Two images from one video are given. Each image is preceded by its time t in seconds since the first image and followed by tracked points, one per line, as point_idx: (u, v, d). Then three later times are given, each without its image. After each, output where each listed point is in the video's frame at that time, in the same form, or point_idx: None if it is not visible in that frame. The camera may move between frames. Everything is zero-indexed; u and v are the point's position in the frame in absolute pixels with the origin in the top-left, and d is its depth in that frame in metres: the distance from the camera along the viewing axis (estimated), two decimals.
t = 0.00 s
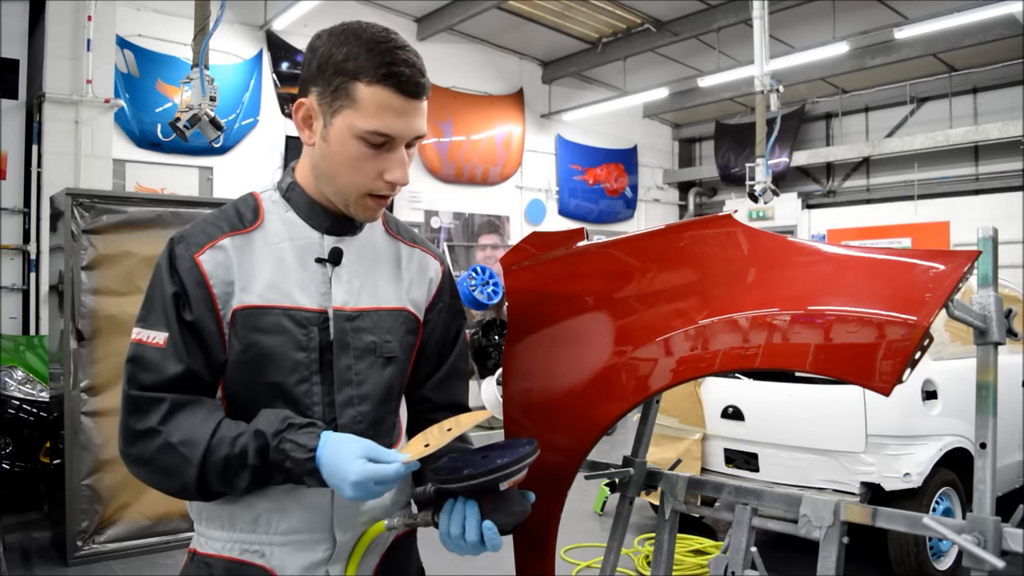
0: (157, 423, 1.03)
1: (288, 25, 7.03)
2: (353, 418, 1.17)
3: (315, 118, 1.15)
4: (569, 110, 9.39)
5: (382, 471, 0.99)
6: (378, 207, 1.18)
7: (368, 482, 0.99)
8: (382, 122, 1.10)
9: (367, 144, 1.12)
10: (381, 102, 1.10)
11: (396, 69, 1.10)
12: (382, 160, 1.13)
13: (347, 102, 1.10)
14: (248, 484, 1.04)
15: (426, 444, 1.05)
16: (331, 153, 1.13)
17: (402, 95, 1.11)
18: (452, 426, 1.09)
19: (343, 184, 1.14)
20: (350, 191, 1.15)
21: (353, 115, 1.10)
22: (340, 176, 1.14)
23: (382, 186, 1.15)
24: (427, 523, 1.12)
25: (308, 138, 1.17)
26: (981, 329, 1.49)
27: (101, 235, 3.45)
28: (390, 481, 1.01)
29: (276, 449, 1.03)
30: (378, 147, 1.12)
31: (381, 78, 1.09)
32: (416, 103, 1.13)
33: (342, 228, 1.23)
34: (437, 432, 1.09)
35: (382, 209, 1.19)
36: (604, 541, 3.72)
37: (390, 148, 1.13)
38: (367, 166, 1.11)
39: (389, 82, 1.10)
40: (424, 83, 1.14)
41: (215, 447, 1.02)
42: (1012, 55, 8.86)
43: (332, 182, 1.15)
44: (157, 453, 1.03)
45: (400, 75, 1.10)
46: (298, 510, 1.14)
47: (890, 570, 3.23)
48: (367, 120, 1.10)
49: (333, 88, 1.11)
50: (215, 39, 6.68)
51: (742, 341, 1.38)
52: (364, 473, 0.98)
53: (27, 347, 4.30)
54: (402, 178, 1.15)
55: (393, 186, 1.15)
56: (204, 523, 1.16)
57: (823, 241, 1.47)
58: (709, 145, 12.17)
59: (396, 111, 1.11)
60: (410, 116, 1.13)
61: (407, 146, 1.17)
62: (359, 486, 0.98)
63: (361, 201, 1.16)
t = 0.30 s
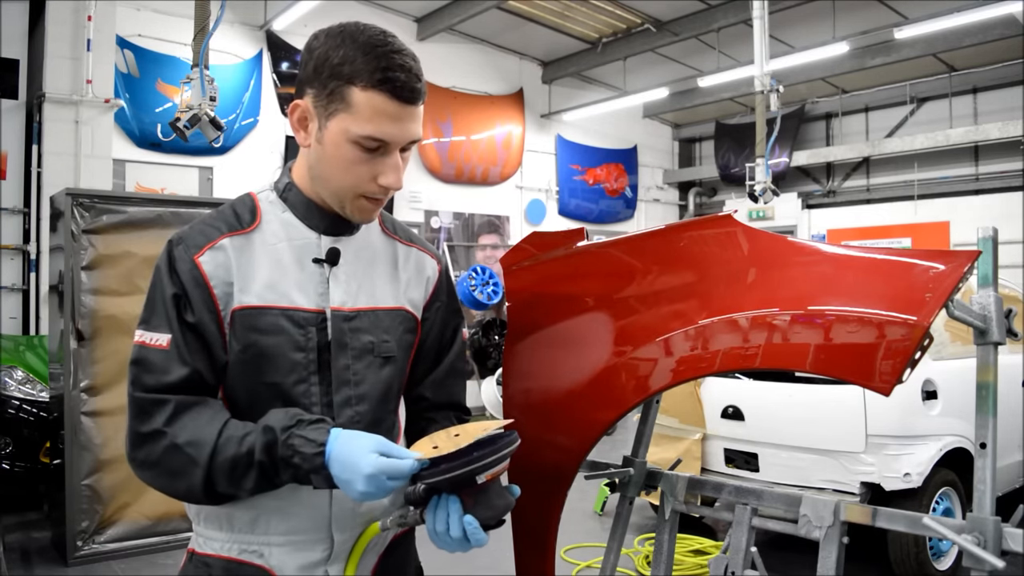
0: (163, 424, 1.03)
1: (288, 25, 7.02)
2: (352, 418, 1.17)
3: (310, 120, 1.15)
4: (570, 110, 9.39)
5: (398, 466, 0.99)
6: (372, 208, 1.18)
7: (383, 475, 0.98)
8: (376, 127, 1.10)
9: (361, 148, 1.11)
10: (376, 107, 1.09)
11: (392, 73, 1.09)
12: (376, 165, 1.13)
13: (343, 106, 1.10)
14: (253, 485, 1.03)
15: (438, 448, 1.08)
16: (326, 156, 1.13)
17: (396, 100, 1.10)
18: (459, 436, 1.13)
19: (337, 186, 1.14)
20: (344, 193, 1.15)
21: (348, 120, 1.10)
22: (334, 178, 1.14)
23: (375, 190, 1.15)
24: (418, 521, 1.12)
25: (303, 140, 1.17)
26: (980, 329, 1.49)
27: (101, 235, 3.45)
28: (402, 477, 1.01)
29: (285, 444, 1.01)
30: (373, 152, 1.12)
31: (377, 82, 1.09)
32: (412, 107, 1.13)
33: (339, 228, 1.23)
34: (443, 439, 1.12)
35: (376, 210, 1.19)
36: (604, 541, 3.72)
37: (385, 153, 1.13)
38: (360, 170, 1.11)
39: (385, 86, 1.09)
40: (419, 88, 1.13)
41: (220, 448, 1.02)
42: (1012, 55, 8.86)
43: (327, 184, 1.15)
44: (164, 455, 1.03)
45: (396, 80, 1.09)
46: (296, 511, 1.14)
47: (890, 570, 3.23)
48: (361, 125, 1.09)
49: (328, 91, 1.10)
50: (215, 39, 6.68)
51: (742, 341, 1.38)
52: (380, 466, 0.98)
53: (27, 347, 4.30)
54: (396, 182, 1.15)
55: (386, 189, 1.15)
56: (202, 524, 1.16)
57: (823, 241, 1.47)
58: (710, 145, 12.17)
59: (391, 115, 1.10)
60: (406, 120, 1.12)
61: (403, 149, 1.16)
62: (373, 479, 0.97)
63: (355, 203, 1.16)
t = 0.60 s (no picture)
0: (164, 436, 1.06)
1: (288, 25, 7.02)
2: (354, 416, 1.17)
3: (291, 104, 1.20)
4: (570, 110, 9.39)
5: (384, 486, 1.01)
6: (350, 188, 1.16)
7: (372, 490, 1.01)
8: (343, 98, 1.11)
9: (332, 124, 1.13)
10: (343, 79, 1.11)
11: (357, 46, 1.11)
12: (348, 140, 1.14)
13: (313, 83, 1.13)
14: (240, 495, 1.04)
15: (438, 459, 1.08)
16: (301, 135, 1.15)
17: (362, 71, 1.11)
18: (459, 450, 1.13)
19: (313, 165, 1.15)
20: (319, 171, 1.15)
21: (318, 95, 1.13)
22: (309, 157, 1.15)
23: (349, 167, 1.14)
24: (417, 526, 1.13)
25: (287, 126, 1.22)
26: (981, 329, 1.49)
27: (101, 235, 3.45)
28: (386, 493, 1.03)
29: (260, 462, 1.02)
30: (344, 127, 1.14)
31: (343, 55, 1.11)
32: (384, 82, 1.13)
33: (337, 225, 1.23)
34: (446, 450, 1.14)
35: (356, 190, 1.17)
36: (603, 541, 3.72)
37: (356, 127, 1.14)
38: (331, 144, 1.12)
39: (351, 59, 1.11)
40: (390, 63, 1.14)
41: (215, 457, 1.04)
42: (1012, 55, 8.85)
43: (304, 163, 1.17)
44: (176, 463, 1.05)
45: (362, 52, 1.11)
46: (308, 514, 1.13)
47: (889, 570, 3.23)
48: (329, 99, 1.11)
49: (301, 71, 1.15)
50: (216, 40, 6.68)
51: (742, 341, 1.38)
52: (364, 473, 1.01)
53: (27, 346, 4.29)
54: (369, 157, 1.14)
55: (360, 166, 1.15)
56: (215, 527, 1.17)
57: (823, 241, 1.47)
58: (710, 145, 12.17)
59: (358, 88, 1.11)
60: (376, 93, 1.13)
61: (379, 127, 1.16)
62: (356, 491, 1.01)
63: (332, 182, 1.16)
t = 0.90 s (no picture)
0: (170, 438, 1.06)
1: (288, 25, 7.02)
2: (353, 417, 1.17)
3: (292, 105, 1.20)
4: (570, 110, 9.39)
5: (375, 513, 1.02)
6: (350, 190, 1.17)
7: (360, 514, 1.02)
8: (345, 100, 1.11)
9: (333, 125, 1.13)
10: (345, 81, 1.11)
11: (360, 49, 1.11)
12: (349, 141, 1.14)
13: (315, 84, 1.13)
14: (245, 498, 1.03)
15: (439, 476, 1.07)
16: (302, 136, 1.15)
17: (364, 74, 1.11)
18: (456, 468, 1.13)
19: (313, 167, 1.15)
20: (319, 173, 1.15)
21: (319, 97, 1.12)
22: (310, 158, 1.15)
23: (350, 169, 1.15)
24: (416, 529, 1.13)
25: (288, 126, 1.22)
26: (981, 329, 1.49)
27: (101, 235, 3.45)
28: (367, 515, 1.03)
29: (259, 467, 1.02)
30: (345, 129, 1.14)
31: (346, 57, 1.11)
32: (386, 84, 1.13)
33: (336, 225, 1.23)
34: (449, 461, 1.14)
35: (356, 193, 1.17)
36: (604, 541, 3.72)
37: (358, 129, 1.14)
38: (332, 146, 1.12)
39: (354, 61, 1.11)
40: (393, 66, 1.14)
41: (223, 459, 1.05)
42: (1012, 55, 8.85)
43: (304, 164, 1.17)
44: (183, 463, 1.05)
45: (364, 54, 1.11)
46: (308, 514, 1.13)
47: (889, 570, 3.23)
48: (331, 100, 1.11)
49: (303, 72, 1.15)
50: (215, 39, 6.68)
51: (742, 341, 1.38)
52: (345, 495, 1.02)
53: (27, 346, 4.29)
54: (370, 159, 1.14)
55: (361, 168, 1.15)
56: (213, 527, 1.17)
57: (823, 241, 1.47)
58: (710, 145, 12.18)
59: (360, 90, 1.11)
60: (378, 96, 1.13)
61: (380, 129, 1.16)
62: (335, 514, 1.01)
63: (333, 184, 1.16)
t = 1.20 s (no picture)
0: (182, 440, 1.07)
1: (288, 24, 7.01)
2: (353, 417, 1.17)
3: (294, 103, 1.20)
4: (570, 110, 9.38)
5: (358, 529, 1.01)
6: (351, 188, 1.16)
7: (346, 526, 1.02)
8: (346, 96, 1.11)
9: (334, 121, 1.13)
10: (346, 77, 1.11)
11: (361, 45, 1.11)
12: (349, 138, 1.14)
13: (315, 81, 1.13)
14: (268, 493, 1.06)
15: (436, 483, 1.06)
16: (303, 133, 1.15)
17: (365, 69, 1.11)
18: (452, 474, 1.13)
19: (314, 164, 1.15)
20: (320, 171, 1.15)
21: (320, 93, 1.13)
22: (311, 155, 1.15)
23: (351, 166, 1.14)
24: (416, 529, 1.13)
25: (289, 125, 1.22)
26: (981, 329, 1.49)
27: (101, 235, 3.45)
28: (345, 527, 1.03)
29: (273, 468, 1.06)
30: (346, 125, 1.14)
31: (346, 53, 1.11)
32: (387, 81, 1.14)
33: (337, 225, 1.23)
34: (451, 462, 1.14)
35: (357, 191, 1.17)
36: (604, 541, 3.72)
37: (358, 125, 1.14)
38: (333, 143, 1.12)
39: (355, 57, 1.11)
40: (394, 62, 1.14)
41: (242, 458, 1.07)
42: (1012, 55, 8.84)
43: (305, 163, 1.17)
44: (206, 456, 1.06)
45: (365, 50, 1.11)
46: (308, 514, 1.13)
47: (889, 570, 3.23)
48: (332, 97, 1.11)
49: (304, 70, 1.15)
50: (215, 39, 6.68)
51: (742, 341, 1.38)
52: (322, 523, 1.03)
53: (26, 346, 4.29)
54: (371, 155, 1.14)
55: (362, 164, 1.14)
56: (212, 528, 1.16)
57: (823, 241, 1.47)
58: (709, 145, 12.18)
59: (361, 86, 1.12)
60: (379, 91, 1.13)
61: (380, 126, 1.17)
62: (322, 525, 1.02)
63: (333, 182, 1.16)
